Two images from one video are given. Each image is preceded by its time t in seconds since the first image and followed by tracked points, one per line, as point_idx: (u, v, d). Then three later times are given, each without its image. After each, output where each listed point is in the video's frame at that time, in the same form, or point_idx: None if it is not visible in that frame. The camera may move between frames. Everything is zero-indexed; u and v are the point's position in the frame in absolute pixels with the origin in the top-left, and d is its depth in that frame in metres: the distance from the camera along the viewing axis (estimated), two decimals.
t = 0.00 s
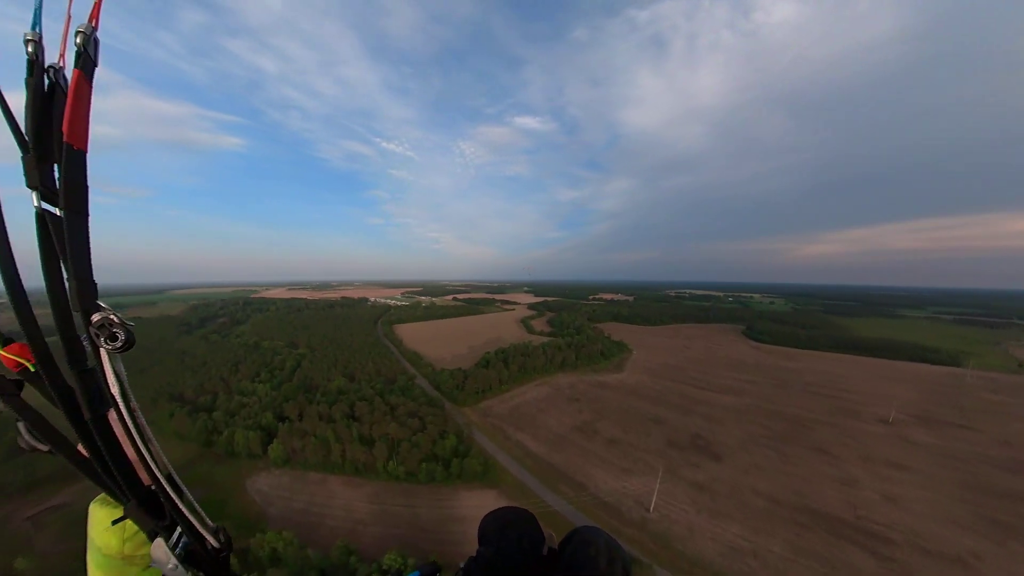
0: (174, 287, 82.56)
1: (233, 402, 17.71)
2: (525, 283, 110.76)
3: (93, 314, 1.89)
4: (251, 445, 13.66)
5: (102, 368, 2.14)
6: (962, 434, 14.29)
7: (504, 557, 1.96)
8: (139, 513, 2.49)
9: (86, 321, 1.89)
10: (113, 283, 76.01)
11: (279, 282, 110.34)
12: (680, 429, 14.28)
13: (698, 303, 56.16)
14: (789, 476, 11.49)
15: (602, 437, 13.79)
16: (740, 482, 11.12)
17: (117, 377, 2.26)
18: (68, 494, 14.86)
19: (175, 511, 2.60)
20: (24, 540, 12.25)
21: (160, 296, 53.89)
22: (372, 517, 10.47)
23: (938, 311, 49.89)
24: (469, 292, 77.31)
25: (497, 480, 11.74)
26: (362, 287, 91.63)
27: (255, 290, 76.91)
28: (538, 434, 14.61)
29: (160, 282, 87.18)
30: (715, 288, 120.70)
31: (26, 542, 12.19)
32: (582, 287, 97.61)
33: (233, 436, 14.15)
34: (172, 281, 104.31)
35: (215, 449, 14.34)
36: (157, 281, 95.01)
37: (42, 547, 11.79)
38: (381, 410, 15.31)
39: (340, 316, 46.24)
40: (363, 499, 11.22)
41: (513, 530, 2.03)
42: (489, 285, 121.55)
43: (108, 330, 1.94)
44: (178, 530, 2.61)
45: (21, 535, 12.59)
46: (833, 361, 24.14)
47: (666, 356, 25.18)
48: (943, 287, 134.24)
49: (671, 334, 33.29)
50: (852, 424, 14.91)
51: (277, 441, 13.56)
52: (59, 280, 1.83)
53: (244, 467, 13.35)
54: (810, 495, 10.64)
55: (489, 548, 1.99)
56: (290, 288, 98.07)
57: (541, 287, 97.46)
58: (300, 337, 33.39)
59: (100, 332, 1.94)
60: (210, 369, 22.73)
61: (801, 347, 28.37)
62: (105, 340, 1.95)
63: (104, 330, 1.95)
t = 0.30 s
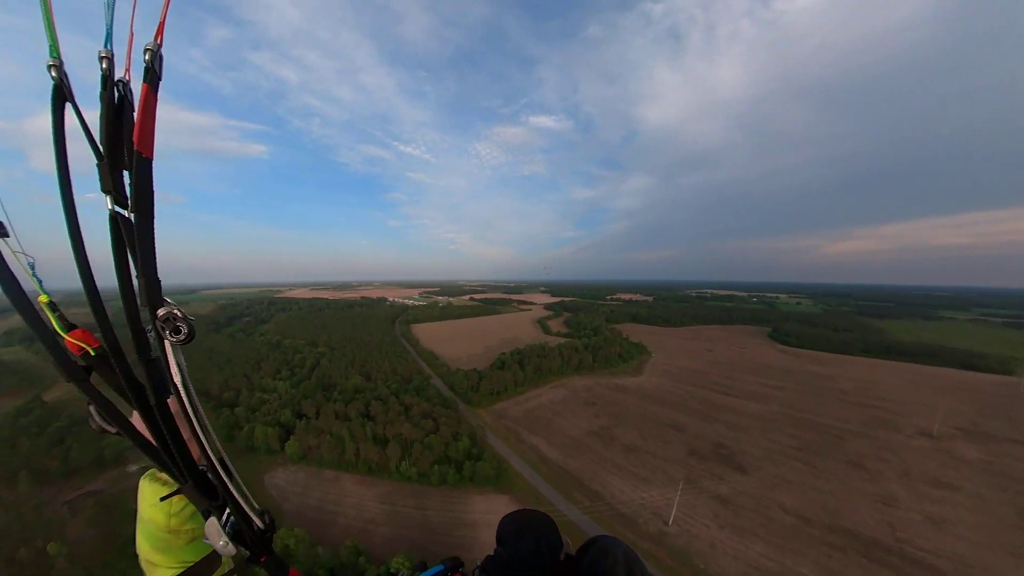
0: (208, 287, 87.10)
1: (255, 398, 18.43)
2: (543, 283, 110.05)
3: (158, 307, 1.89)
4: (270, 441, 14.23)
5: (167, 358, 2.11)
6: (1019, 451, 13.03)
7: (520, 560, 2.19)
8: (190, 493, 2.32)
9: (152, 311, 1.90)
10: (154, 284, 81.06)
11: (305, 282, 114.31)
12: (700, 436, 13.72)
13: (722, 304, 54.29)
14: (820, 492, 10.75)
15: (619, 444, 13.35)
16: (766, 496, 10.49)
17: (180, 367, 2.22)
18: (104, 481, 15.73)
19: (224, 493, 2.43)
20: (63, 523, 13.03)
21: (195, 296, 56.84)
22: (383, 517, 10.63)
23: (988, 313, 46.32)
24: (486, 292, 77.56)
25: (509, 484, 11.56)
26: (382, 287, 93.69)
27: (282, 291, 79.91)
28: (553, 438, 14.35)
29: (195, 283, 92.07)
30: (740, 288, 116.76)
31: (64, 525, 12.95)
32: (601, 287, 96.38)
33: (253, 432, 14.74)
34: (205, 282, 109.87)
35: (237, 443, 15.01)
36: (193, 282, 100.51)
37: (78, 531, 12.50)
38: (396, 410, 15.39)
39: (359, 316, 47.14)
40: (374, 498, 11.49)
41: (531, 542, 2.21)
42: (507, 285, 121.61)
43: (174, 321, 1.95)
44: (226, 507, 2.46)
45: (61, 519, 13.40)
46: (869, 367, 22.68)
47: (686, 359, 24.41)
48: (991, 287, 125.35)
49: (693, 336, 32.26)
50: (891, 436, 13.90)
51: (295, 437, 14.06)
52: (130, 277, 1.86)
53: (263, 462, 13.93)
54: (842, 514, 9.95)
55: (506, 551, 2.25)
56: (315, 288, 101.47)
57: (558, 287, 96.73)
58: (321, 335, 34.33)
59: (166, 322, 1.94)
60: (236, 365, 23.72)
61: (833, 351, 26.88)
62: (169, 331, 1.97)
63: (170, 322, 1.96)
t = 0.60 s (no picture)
0: (230, 286, 89.82)
1: (269, 395, 18.75)
2: (556, 283, 109.31)
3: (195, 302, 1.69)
4: (282, 439, 14.40)
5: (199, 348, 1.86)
6: None
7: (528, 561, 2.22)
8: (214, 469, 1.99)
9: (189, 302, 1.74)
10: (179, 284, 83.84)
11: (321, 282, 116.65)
12: (719, 445, 13.16)
13: (740, 305, 52.72)
14: (849, 508, 10.12)
15: (633, 450, 12.93)
16: (789, 512, 9.92)
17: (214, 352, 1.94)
18: (125, 473, 16.21)
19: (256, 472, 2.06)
20: (85, 514, 13.45)
21: (217, 296, 58.57)
22: (390, 519, 10.60)
23: None
24: (499, 292, 77.51)
25: (518, 489, 11.32)
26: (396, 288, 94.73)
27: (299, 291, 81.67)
28: (564, 442, 14.03)
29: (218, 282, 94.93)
30: (759, 288, 113.43)
31: (87, 516, 13.37)
32: (614, 287, 95.12)
33: (266, 429, 14.96)
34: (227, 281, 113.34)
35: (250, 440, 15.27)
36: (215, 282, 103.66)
37: (99, 521, 12.89)
38: (406, 411, 15.34)
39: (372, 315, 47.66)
40: (381, 499, 11.45)
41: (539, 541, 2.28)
42: (520, 285, 121.23)
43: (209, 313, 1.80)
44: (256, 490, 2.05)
45: (84, 509, 13.84)
46: (899, 373, 21.49)
47: (703, 363, 23.68)
48: None
49: (710, 339, 31.35)
50: (926, 449, 13.04)
51: (306, 436, 14.18)
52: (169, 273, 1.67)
53: (276, 458, 14.10)
54: (873, 532, 9.33)
55: (514, 553, 2.27)
56: (331, 288, 103.42)
57: (571, 288, 95.92)
58: (335, 334, 34.82)
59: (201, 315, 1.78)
60: (252, 363, 24.23)
61: (859, 355, 25.65)
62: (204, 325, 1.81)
63: (205, 317, 1.81)
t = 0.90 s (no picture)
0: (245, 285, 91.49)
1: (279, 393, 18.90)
2: (566, 283, 108.51)
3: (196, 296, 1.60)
4: (289, 437, 14.45)
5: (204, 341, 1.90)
6: None
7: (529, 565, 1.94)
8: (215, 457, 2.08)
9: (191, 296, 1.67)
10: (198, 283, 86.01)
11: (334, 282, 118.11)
12: (733, 452, 12.70)
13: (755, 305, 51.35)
14: (872, 524, 9.59)
15: (643, 456, 12.55)
16: (808, 526, 9.45)
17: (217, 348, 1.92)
18: (138, 468, 16.46)
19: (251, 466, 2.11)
20: (99, 507, 13.69)
21: (232, 295, 59.60)
22: (392, 521, 10.49)
23: None
24: (509, 292, 77.17)
25: (523, 495, 11.06)
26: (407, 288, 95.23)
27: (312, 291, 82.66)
28: (571, 446, 13.72)
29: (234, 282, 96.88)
30: (775, 287, 110.71)
31: (100, 510, 13.61)
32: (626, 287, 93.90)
33: (274, 428, 15.02)
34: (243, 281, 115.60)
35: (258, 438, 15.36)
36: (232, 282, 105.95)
37: (111, 515, 13.09)
38: (412, 412, 15.23)
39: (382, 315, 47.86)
40: (384, 501, 11.34)
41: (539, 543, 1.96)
42: (530, 284, 120.76)
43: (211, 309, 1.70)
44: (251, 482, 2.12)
45: (97, 503, 14.08)
46: (926, 378, 20.49)
47: (717, 365, 23.01)
48: None
49: (724, 340, 30.51)
50: (956, 460, 12.33)
51: (312, 435, 14.19)
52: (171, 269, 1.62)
53: (283, 457, 14.14)
54: (898, 550, 8.81)
55: (512, 554, 1.99)
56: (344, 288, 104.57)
57: (582, 288, 95.01)
58: (345, 334, 34.98)
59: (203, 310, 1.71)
60: (263, 361, 24.47)
61: (882, 359, 24.60)
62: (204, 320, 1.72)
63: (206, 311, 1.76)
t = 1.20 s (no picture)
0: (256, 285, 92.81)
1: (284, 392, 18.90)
2: (573, 283, 107.75)
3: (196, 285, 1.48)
4: (292, 437, 14.39)
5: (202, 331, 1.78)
6: None
7: (529, 565, 1.70)
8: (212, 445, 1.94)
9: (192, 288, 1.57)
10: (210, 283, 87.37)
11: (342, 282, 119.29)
12: (744, 459, 12.27)
13: (767, 305, 50.27)
14: (891, 538, 9.13)
15: (650, 462, 12.19)
16: (823, 539, 9.02)
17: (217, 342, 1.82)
18: (144, 466, 16.53)
19: (245, 455, 1.99)
20: (105, 504, 13.78)
21: (242, 295, 60.23)
22: (393, 524, 10.33)
23: None
24: (515, 292, 76.86)
25: (525, 500, 10.81)
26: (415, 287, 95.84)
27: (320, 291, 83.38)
28: (576, 450, 13.39)
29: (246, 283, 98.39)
30: (786, 288, 108.49)
31: (106, 507, 13.67)
32: (633, 287, 92.96)
33: (278, 428, 14.97)
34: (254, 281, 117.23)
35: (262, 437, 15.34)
36: (243, 283, 107.66)
37: (117, 513, 13.16)
38: (415, 414, 15.06)
39: (389, 315, 47.94)
40: (386, 503, 11.16)
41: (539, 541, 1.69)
42: (537, 285, 120.06)
43: (211, 300, 1.58)
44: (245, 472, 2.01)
45: (104, 500, 14.18)
46: (947, 382, 19.70)
47: (727, 367, 22.46)
48: None
49: (734, 342, 29.81)
50: (981, 471, 11.74)
51: (315, 435, 14.11)
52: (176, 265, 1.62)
53: (286, 456, 14.09)
54: (920, 567, 8.34)
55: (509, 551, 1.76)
56: (352, 288, 105.37)
57: (589, 288, 94.32)
58: (351, 334, 35.02)
59: (202, 302, 1.59)
60: (269, 360, 24.56)
61: (900, 363, 23.75)
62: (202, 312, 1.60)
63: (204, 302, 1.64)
